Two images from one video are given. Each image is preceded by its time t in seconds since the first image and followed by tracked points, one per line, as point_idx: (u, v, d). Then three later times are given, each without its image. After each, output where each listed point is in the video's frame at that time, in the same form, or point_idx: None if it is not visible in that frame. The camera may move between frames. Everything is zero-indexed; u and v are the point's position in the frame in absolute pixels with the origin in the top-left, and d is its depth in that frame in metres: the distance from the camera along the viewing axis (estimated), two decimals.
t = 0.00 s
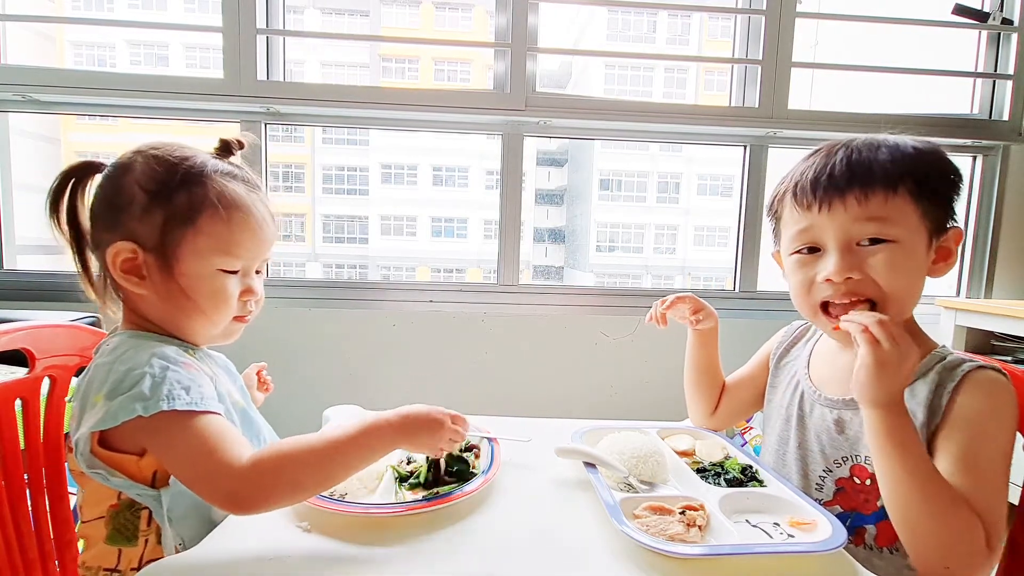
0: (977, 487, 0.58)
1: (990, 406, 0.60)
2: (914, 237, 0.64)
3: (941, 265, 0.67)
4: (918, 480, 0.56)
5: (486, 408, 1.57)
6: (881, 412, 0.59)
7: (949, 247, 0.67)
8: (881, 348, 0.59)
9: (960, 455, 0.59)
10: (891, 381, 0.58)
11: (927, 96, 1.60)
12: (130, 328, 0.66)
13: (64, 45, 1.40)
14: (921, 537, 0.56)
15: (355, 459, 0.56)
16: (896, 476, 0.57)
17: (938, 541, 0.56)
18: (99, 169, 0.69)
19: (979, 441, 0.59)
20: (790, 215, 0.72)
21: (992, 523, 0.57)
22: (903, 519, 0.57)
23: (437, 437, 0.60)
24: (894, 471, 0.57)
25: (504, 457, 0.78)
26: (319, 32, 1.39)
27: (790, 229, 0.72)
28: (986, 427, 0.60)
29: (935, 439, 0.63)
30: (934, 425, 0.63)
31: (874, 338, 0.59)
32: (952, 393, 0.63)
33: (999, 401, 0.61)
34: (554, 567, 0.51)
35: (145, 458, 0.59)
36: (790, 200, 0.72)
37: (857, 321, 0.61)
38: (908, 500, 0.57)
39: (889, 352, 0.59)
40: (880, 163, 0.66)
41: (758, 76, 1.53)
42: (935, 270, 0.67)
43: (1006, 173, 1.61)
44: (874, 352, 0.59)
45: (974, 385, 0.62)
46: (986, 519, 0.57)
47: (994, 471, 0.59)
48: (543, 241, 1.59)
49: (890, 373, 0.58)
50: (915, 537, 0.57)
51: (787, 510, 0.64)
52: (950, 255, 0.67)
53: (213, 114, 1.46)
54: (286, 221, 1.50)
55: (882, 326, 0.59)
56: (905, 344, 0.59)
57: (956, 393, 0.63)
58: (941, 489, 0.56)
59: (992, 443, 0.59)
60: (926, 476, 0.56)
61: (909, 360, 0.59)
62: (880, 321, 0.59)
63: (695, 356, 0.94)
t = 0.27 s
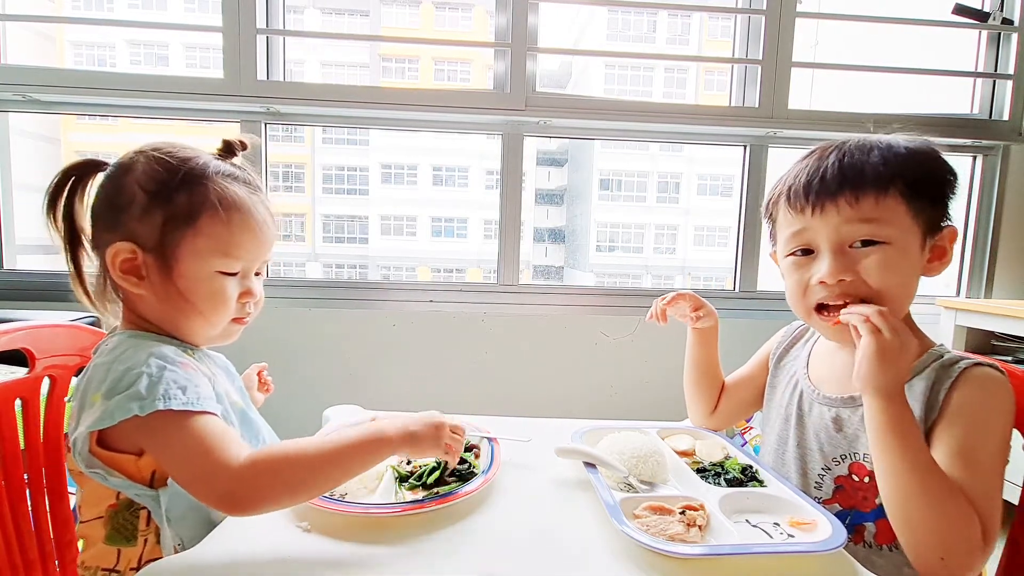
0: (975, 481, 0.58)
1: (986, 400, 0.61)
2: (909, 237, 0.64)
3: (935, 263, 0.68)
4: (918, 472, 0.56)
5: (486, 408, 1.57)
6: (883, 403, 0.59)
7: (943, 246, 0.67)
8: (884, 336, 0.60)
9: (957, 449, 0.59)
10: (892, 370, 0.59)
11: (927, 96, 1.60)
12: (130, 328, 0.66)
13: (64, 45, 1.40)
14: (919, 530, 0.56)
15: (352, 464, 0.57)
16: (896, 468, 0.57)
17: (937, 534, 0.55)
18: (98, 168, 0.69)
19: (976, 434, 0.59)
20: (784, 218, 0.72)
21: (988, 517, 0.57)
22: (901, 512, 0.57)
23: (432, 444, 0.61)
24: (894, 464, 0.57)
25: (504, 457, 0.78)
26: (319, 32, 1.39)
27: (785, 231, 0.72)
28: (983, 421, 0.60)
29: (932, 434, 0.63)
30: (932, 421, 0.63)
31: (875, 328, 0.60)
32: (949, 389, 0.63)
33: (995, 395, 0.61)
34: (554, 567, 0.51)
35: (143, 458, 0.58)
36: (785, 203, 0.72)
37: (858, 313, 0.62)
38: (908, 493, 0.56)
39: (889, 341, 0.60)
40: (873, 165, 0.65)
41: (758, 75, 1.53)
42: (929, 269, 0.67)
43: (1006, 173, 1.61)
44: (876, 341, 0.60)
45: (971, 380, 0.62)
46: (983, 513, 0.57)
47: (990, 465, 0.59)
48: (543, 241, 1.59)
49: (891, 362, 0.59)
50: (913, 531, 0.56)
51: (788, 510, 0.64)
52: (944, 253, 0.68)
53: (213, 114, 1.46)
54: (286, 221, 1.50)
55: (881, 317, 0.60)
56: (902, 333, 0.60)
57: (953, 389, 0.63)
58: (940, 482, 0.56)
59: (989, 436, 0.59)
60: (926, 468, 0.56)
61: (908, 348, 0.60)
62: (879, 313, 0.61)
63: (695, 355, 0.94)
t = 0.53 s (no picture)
0: (974, 479, 0.58)
1: (985, 399, 0.61)
2: (903, 238, 0.64)
3: (934, 266, 0.68)
4: (916, 468, 0.56)
5: (487, 408, 1.57)
6: (884, 399, 0.59)
7: (941, 248, 0.67)
8: (881, 333, 0.60)
9: (956, 446, 0.59)
10: (891, 365, 0.59)
11: (927, 96, 1.60)
12: (127, 329, 0.66)
13: (64, 45, 1.40)
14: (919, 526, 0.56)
15: (347, 472, 0.56)
16: (895, 465, 0.57)
17: (935, 530, 0.55)
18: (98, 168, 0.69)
19: (975, 432, 0.60)
20: (779, 221, 0.73)
21: (987, 514, 0.57)
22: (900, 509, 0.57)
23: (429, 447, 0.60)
24: (892, 461, 0.57)
25: (504, 457, 0.77)
26: (319, 32, 1.39)
27: (780, 234, 0.73)
28: (982, 419, 0.60)
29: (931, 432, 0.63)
30: (931, 419, 0.63)
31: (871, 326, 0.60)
32: (949, 388, 0.63)
33: (994, 393, 0.61)
34: (554, 566, 0.51)
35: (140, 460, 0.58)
36: (781, 203, 0.71)
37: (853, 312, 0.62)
38: (905, 488, 0.56)
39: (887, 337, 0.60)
40: (872, 166, 0.65)
41: (758, 75, 1.53)
42: (927, 271, 0.68)
43: (1006, 173, 1.61)
44: (874, 338, 0.60)
45: (970, 379, 0.62)
46: (982, 510, 0.57)
47: (989, 462, 0.59)
48: (542, 241, 1.59)
49: (891, 358, 0.59)
50: (912, 528, 0.56)
51: (787, 510, 0.64)
52: (943, 255, 0.68)
53: (213, 114, 1.46)
54: (286, 221, 1.50)
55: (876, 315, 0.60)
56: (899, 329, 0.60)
57: (953, 387, 0.63)
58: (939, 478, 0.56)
59: (988, 434, 0.60)
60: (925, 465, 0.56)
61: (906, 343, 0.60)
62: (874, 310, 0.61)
63: (695, 354, 0.94)
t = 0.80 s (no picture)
0: (974, 478, 0.58)
1: (985, 398, 0.61)
2: (903, 239, 0.64)
3: (933, 267, 0.67)
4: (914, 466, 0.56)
5: (486, 408, 1.57)
6: (880, 399, 0.59)
7: (943, 250, 0.67)
8: (874, 334, 0.60)
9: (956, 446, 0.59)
10: (886, 366, 0.59)
11: (927, 96, 1.60)
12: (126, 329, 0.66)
13: (64, 45, 1.40)
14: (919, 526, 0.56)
15: (340, 471, 0.56)
16: (892, 465, 0.57)
17: (934, 529, 0.55)
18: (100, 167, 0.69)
19: (975, 431, 0.60)
20: (777, 222, 0.73)
21: (987, 513, 0.57)
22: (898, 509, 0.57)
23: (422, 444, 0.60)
24: (889, 461, 0.58)
25: (504, 457, 0.78)
26: (319, 32, 1.39)
27: (779, 235, 0.73)
28: (982, 418, 0.60)
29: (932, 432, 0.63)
30: (932, 419, 0.63)
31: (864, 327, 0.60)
32: (950, 388, 0.63)
33: (994, 393, 0.61)
34: (554, 566, 0.51)
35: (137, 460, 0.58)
36: (780, 205, 0.72)
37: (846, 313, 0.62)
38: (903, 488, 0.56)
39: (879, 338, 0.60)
40: (872, 166, 0.65)
41: (758, 75, 1.53)
42: (927, 273, 0.67)
43: (1006, 173, 1.61)
44: (867, 339, 0.60)
45: (971, 379, 0.62)
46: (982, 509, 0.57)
47: (990, 462, 0.59)
48: (542, 241, 1.59)
49: (885, 359, 0.59)
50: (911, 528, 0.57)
51: (787, 510, 0.64)
52: (944, 257, 0.67)
53: (213, 114, 1.46)
54: (286, 221, 1.50)
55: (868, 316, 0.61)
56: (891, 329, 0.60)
57: (954, 386, 0.63)
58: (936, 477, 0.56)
59: (989, 433, 0.59)
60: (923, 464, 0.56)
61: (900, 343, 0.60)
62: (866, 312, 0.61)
63: (695, 355, 0.94)
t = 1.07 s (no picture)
0: (969, 478, 0.58)
1: (981, 399, 0.61)
2: (900, 239, 0.64)
3: (933, 269, 0.67)
4: (908, 467, 0.56)
5: (486, 408, 1.57)
6: (869, 400, 0.59)
7: (942, 252, 0.66)
8: (858, 337, 0.60)
9: (951, 446, 0.59)
10: (873, 368, 0.59)
11: (927, 96, 1.60)
12: (123, 330, 0.66)
13: (64, 45, 1.40)
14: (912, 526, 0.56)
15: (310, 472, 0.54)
16: (888, 466, 0.57)
17: (927, 530, 0.55)
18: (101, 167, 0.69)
19: (970, 431, 0.60)
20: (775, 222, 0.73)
21: (982, 514, 0.57)
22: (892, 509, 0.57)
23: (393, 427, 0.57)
24: (885, 462, 0.57)
25: (504, 457, 0.78)
26: (319, 32, 1.39)
27: (776, 236, 0.73)
28: (978, 418, 0.60)
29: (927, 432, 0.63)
30: (929, 419, 0.63)
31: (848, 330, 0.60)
32: (947, 389, 0.63)
33: (989, 393, 0.61)
34: (554, 566, 0.51)
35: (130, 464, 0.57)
36: (778, 205, 0.72)
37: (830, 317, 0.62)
38: (897, 488, 0.56)
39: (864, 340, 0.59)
40: (873, 165, 0.65)
41: (758, 75, 1.53)
42: (926, 275, 0.67)
43: (1006, 173, 1.61)
44: (855, 341, 0.60)
45: (968, 380, 0.62)
46: (976, 510, 0.57)
47: (985, 462, 0.59)
48: (542, 241, 1.59)
49: (871, 361, 0.59)
50: (905, 528, 0.57)
51: (786, 510, 0.64)
52: (944, 259, 0.67)
53: (213, 114, 1.46)
54: (286, 221, 1.50)
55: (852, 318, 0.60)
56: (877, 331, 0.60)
57: (950, 386, 0.63)
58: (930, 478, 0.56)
59: (984, 434, 0.59)
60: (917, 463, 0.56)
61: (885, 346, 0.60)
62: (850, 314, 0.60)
63: (695, 355, 0.94)
